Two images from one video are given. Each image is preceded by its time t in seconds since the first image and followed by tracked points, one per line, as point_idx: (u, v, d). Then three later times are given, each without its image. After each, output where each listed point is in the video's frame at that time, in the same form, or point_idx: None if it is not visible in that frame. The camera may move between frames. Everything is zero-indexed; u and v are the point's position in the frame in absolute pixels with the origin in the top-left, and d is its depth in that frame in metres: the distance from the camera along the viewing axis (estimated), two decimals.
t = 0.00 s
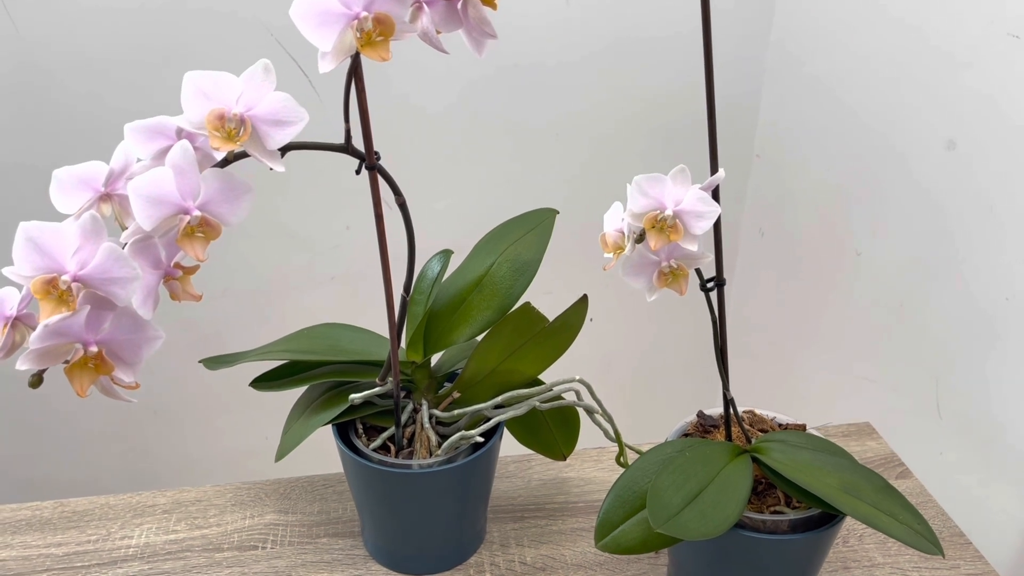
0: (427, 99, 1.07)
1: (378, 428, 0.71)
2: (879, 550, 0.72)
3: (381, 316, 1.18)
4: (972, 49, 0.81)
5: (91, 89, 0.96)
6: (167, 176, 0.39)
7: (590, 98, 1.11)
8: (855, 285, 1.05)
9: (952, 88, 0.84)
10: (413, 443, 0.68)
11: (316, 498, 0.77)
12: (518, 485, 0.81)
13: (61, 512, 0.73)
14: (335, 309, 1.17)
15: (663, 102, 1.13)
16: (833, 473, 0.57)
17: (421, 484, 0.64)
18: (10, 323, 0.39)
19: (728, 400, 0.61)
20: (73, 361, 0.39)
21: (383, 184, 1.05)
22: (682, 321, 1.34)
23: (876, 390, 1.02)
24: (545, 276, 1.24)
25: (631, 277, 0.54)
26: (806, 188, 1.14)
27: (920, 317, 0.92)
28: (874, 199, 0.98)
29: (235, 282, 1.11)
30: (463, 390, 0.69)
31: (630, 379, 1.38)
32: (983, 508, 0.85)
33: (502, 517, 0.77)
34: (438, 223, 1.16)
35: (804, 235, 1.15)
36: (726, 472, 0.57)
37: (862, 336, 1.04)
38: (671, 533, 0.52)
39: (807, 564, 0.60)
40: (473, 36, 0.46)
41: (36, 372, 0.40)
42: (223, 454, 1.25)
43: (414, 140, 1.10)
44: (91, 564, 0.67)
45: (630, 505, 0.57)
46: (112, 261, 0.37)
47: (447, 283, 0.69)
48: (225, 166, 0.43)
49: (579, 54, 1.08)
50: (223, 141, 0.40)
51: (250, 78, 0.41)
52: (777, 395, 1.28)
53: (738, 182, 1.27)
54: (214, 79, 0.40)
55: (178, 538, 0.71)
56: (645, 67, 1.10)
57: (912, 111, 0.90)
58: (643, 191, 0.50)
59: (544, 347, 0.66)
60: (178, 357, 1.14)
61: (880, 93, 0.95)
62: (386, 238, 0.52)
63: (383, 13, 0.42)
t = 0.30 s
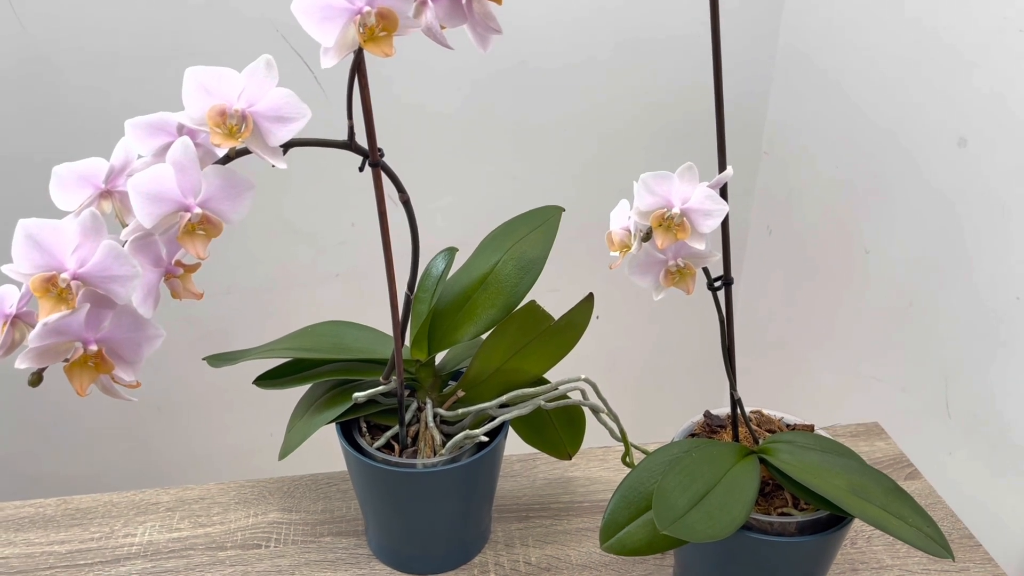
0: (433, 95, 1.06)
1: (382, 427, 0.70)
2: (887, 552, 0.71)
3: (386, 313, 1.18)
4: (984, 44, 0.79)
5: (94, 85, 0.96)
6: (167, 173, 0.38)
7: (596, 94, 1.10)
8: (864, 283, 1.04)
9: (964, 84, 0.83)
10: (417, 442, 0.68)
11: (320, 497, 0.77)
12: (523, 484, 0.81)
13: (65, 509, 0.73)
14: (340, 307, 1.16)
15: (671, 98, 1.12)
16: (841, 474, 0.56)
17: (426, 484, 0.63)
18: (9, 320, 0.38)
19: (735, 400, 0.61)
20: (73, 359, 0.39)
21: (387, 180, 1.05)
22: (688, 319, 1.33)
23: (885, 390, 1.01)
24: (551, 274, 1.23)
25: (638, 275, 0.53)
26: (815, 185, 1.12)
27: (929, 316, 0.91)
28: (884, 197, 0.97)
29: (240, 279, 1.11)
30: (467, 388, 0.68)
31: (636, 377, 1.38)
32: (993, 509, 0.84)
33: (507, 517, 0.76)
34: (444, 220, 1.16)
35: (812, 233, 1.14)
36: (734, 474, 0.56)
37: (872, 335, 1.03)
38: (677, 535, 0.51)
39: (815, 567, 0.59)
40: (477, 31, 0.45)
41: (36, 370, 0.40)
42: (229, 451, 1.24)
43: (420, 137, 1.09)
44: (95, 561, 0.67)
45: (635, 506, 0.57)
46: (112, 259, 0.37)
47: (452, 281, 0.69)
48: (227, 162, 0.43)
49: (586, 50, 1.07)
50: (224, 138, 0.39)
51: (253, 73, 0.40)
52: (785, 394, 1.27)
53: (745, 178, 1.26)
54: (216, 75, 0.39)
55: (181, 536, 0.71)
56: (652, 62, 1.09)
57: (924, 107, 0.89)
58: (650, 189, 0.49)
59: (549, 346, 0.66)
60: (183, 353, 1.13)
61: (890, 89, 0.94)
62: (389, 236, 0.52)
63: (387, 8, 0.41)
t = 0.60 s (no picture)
0: (438, 92, 1.06)
1: (385, 424, 0.70)
2: (893, 553, 0.71)
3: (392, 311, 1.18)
4: (993, 42, 0.78)
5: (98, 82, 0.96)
6: (168, 171, 0.38)
7: (601, 92, 1.10)
8: (871, 282, 1.03)
9: (972, 82, 0.82)
10: (420, 440, 0.68)
11: (324, 494, 0.77)
12: (527, 483, 0.80)
13: (69, 505, 0.73)
14: (345, 304, 1.16)
15: (677, 96, 1.12)
16: (846, 475, 0.56)
17: (429, 482, 0.63)
18: (11, 318, 0.38)
19: (740, 400, 0.60)
20: (74, 357, 0.39)
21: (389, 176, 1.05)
22: (694, 318, 1.33)
23: (892, 390, 1.00)
24: (556, 272, 1.23)
25: (642, 274, 0.53)
26: (822, 184, 1.12)
27: (937, 316, 0.90)
28: (892, 196, 0.97)
29: (246, 276, 1.11)
30: (471, 387, 0.68)
31: (642, 375, 1.37)
32: (1000, 510, 0.83)
33: (511, 515, 0.76)
34: (449, 217, 1.16)
35: (819, 232, 1.14)
36: (737, 474, 0.56)
37: (879, 334, 1.02)
38: (681, 535, 0.51)
39: (819, 567, 0.59)
40: (479, 29, 0.45)
41: (38, 367, 0.40)
42: (234, 447, 1.25)
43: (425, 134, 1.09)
44: (98, 558, 0.68)
45: (638, 506, 0.57)
46: (113, 257, 0.37)
47: (456, 279, 0.69)
48: (229, 161, 0.43)
49: (591, 47, 1.06)
50: (226, 135, 0.39)
51: (254, 71, 0.40)
52: (792, 393, 1.26)
53: (753, 175, 1.25)
54: (217, 72, 0.39)
55: (185, 533, 0.71)
56: (658, 59, 1.09)
57: (932, 105, 0.88)
58: (654, 188, 0.49)
59: (553, 345, 0.65)
60: (189, 350, 1.14)
61: (898, 86, 0.93)
62: (392, 234, 0.51)
63: (388, 5, 0.41)
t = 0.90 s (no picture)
0: (445, 88, 1.06)
1: (390, 420, 0.70)
2: (900, 552, 0.71)
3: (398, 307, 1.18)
4: (1003, 36, 0.78)
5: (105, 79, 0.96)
6: (170, 165, 0.38)
7: (609, 88, 1.09)
8: (880, 280, 1.02)
9: (983, 77, 0.81)
10: (425, 436, 0.68)
11: (329, 490, 0.77)
12: (532, 479, 0.80)
13: (76, 499, 0.74)
14: (352, 300, 1.16)
15: (685, 91, 1.11)
16: (852, 473, 0.56)
17: (433, 478, 0.63)
18: (15, 311, 0.39)
19: (745, 397, 0.60)
20: (77, 351, 0.39)
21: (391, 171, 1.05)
22: (702, 315, 1.32)
23: (900, 388, 1.00)
24: (563, 269, 1.23)
25: (646, 270, 0.53)
26: (831, 181, 1.11)
27: (947, 314, 0.90)
28: (901, 193, 0.96)
29: (253, 271, 1.11)
30: (476, 382, 0.68)
31: (649, 372, 1.37)
32: (1009, 509, 0.83)
33: (515, 512, 0.76)
34: (455, 214, 1.16)
35: (828, 229, 1.13)
36: (742, 471, 0.56)
37: (888, 331, 1.02)
38: (684, 532, 0.51)
39: (824, 566, 0.59)
40: (483, 24, 0.45)
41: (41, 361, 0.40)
42: (241, 442, 1.25)
43: (432, 131, 1.09)
44: (105, 551, 0.68)
45: (642, 503, 0.56)
46: (116, 251, 0.37)
47: (461, 275, 0.69)
48: (232, 155, 0.43)
49: (599, 43, 1.06)
50: (229, 130, 0.39)
51: (258, 65, 0.40)
52: (800, 390, 1.26)
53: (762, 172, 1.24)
54: (220, 67, 0.39)
55: (190, 527, 0.71)
56: (666, 55, 1.08)
57: (942, 102, 0.87)
58: (659, 182, 0.49)
59: (558, 341, 0.65)
60: (197, 345, 1.14)
61: (908, 82, 0.93)
62: (395, 229, 0.51)
63: None
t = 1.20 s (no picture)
0: (452, 85, 1.06)
1: (393, 417, 0.70)
2: (906, 553, 0.70)
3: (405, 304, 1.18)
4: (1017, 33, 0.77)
5: (110, 77, 0.95)
6: (169, 161, 0.38)
7: (617, 85, 1.09)
8: (891, 279, 1.01)
9: (996, 74, 0.80)
10: (428, 434, 0.67)
11: (332, 487, 0.77)
12: (536, 478, 0.80)
13: (81, 494, 0.74)
14: (358, 296, 1.16)
15: (694, 89, 1.10)
16: (857, 474, 0.55)
17: (436, 476, 0.63)
18: (14, 308, 0.39)
19: (750, 397, 0.59)
20: (76, 347, 0.39)
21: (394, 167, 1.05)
22: (710, 313, 1.31)
23: (910, 388, 0.99)
24: (570, 266, 1.22)
25: (649, 268, 0.52)
26: (841, 178, 1.10)
27: (958, 313, 0.89)
28: (912, 191, 0.95)
29: (260, 268, 1.12)
30: (479, 380, 0.68)
31: (656, 371, 1.36)
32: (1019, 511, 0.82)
33: (519, 510, 0.76)
34: (462, 211, 1.16)
35: (837, 227, 1.12)
36: (746, 471, 0.55)
37: (898, 331, 1.01)
38: (687, 533, 0.50)
39: (829, 567, 0.58)
40: (484, 20, 0.44)
41: (41, 357, 0.40)
42: (248, 438, 1.26)
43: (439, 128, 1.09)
44: (109, 546, 0.68)
45: (645, 502, 0.56)
46: (114, 247, 0.37)
47: (465, 272, 0.68)
48: (232, 151, 0.42)
49: (607, 40, 1.05)
50: (227, 126, 0.39)
51: (257, 61, 0.40)
52: (809, 389, 1.25)
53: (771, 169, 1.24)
54: (219, 62, 0.39)
55: (194, 523, 0.72)
56: (675, 52, 1.07)
57: (954, 99, 0.86)
58: (661, 180, 0.48)
59: (562, 339, 0.65)
60: (204, 341, 1.14)
61: (920, 80, 0.92)
62: (397, 226, 0.51)
63: None
